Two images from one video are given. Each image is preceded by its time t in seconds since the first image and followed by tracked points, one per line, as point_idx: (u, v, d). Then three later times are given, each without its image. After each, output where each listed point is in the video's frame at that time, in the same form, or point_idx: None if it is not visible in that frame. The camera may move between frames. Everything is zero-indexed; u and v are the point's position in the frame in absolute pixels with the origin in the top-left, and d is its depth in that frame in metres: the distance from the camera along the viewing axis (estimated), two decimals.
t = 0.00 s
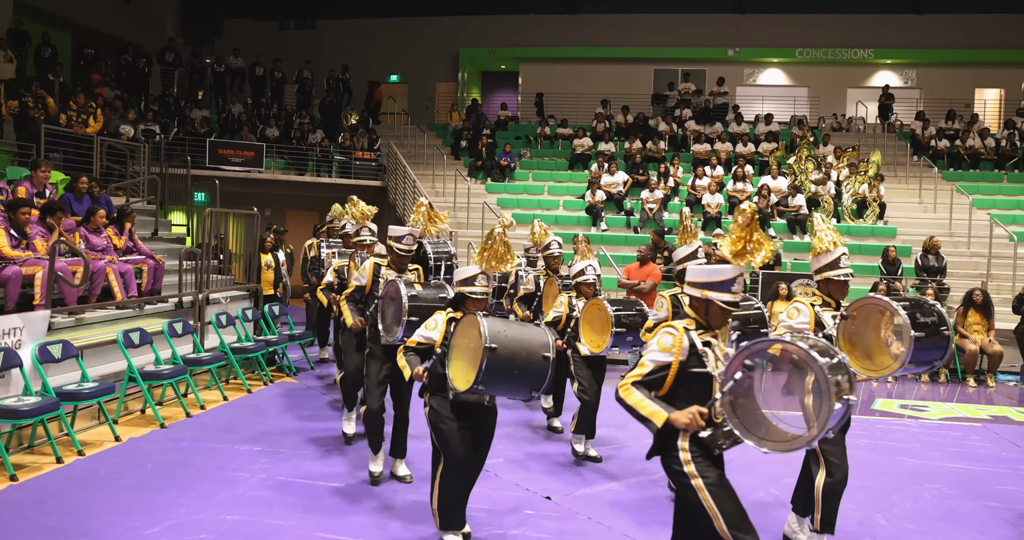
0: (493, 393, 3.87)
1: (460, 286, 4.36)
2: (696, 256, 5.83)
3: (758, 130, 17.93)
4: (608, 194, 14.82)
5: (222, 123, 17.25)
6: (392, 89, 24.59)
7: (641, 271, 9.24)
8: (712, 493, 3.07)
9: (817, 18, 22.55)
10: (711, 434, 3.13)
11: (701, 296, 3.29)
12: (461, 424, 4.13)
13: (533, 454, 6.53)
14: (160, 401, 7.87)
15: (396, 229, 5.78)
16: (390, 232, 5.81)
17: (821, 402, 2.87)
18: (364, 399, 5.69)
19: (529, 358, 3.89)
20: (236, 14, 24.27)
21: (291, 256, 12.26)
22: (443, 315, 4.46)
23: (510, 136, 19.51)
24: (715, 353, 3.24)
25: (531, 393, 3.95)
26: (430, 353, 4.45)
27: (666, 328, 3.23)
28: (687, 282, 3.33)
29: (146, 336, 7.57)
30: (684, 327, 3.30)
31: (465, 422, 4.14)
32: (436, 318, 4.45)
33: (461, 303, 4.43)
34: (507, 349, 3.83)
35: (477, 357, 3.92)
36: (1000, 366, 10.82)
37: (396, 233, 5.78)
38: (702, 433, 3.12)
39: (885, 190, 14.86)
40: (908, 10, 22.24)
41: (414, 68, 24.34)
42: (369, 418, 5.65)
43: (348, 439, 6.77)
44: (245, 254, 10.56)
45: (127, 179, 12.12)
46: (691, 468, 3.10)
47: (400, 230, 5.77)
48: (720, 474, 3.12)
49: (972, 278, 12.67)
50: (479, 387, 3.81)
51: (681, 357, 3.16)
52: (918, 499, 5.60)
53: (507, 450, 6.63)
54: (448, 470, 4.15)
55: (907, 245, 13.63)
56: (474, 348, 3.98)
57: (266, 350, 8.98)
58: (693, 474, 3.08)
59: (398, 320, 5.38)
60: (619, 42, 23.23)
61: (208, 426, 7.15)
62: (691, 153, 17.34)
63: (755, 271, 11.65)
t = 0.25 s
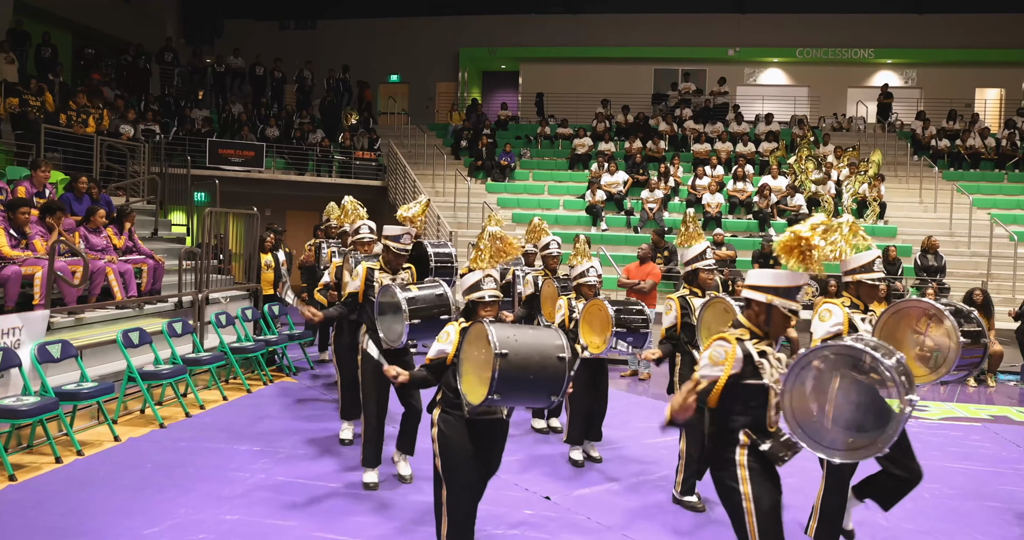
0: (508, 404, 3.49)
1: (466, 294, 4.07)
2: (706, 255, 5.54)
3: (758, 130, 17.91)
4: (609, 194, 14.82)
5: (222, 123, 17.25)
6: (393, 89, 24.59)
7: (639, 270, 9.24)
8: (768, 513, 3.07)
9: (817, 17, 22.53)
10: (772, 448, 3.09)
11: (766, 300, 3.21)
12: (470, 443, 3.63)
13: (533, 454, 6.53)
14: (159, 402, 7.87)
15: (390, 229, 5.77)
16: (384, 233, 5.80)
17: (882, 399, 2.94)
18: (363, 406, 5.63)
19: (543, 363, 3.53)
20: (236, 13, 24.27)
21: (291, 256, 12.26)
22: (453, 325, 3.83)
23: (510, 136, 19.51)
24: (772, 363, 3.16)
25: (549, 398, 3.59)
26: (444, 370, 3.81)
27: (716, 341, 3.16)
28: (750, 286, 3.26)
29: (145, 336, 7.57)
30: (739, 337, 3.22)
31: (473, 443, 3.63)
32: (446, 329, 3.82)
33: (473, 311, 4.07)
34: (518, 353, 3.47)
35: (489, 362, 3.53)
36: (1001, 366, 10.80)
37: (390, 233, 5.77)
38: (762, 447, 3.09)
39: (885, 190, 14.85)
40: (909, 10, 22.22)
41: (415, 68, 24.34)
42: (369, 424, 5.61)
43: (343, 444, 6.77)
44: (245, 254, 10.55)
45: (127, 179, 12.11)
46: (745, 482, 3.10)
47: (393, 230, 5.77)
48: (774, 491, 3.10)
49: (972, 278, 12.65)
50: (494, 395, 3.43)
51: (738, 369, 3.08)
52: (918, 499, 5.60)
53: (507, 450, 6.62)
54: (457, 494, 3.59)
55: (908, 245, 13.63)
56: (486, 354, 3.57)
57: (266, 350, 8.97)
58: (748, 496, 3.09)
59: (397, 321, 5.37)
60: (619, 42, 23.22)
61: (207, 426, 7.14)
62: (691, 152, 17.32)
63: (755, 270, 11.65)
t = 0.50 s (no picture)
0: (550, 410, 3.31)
1: (484, 289, 3.73)
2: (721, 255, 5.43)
3: (758, 130, 17.90)
4: (608, 194, 14.82)
5: (222, 123, 17.25)
6: (393, 89, 24.58)
7: (637, 269, 9.27)
8: (809, 520, 3.03)
9: (818, 17, 22.52)
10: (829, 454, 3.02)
11: (814, 303, 3.23)
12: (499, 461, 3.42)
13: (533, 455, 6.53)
14: (159, 401, 7.87)
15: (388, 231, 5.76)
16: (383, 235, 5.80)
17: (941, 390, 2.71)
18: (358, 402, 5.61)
19: (587, 366, 3.41)
20: (237, 13, 24.26)
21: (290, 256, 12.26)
22: (472, 328, 3.71)
23: (510, 136, 19.51)
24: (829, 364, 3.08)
25: (588, 402, 3.46)
26: (467, 375, 3.66)
27: (778, 336, 3.10)
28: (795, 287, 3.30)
29: (145, 336, 7.58)
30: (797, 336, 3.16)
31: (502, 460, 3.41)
32: (463, 331, 3.70)
33: (488, 309, 3.79)
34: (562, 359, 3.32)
35: (531, 369, 3.34)
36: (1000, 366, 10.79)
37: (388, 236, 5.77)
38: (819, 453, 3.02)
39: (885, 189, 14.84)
40: (909, 10, 22.22)
41: (415, 68, 24.34)
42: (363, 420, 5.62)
43: (343, 443, 6.76)
44: (244, 254, 10.56)
45: (126, 179, 12.11)
46: (793, 490, 3.06)
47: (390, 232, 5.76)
48: (823, 499, 3.07)
49: (972, 278, 12.65)
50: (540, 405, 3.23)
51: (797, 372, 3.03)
52: (917, 499, 5.60)
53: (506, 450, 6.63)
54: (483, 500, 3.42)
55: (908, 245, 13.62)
56: (524, 360, 3.37)
57: (265, 350, 8.97)
58: (792, 502, 3.06)
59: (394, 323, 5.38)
60: (620, 42, 23.22)
61: (207, 426, 7.15)
62: (691, 153, 17.31)
63: (755, 270, 11.65)
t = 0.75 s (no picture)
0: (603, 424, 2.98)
1: (520, 300, 3.27)
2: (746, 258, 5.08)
3: (757, 130, 17.90)
4: (608, 193, 14.82)
5: (222, 123, 17.24)
6: (393, 89, 24.58)
7: (637, 270, 9.30)
8: (900, 533, 3.01)
9: (817, 17, 22.51)
10: (903, 464, 3.01)
11: (889, 305, 3.14)
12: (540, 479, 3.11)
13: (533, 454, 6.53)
14: (158, 401, 7.87)
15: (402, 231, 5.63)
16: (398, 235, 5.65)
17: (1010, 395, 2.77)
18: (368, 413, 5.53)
19: (639, 377, 3.06)
20: (237, 13, 24.25)
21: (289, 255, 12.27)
22: (509, 340, 3.23)
23: (510, 136, 19.50)
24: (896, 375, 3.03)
25: (638, 416, 3.10)
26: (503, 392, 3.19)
27: (839, 354, 3.09)
28: (865, 291, 3.21)
29: (144, 335, 7.58)
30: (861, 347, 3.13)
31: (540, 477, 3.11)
32: (500, 344, 3.23)
33: (527, 320, 3.30)
34: (616, 369, 2.99)
35: (581, 379, 3.02)
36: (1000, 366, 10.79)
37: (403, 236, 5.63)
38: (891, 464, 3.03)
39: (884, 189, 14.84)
40: (909, 10, 22.21)
41: (414, 68, 24.33)
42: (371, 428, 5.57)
43: (343, 443, 6.78)
44: (244, 254, 10.56)
45: (126, 179, 12.10)
46: (874, 502, 3.06)
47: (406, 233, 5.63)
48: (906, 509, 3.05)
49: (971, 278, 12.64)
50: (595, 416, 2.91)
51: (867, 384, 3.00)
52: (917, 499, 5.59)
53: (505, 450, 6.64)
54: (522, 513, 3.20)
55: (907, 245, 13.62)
56: (572, 369, 3.05)
57: (265, 349, 8.97)
58: (877, 514, 3.05)
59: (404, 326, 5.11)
60: (619, 42, 23.22)
61: (206, 426, 7.16)
62: (690, 152, 17.30)
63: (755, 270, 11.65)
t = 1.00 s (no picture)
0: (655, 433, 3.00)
1: (559, 298, 3.44)
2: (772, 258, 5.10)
3: (757, 130, 17.90)
4: (608, 193, 14.83)
5: (222, 123, 17.23)
6: (393, 89, 24.59)
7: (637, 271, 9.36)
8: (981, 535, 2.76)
9: (817, 17, 22.51)
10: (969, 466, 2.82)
11: (947, 309, 2.91)
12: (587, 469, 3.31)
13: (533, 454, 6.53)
14: (158, 401, 7.88)
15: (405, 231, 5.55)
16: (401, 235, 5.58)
17: None
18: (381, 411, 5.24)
19: (694, 387, 3.07)
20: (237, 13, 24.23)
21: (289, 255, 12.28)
22: (547, 340, 3.39)
23: (510, 136, 19.50)
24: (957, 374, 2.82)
25: (684, 430, 3.09)
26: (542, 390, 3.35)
27: (907, 341, 2.88)
28: (922, 293, 3.01)
29: (144, 335, 7.58)
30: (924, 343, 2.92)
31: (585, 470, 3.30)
32: (536, 343, 3.38)
33: (567, 319, 3.46)
34: (671, 371, 3.01)
35: (632, 382, 3.07)
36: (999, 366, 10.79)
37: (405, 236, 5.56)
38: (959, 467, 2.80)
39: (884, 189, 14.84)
40: (910, 10, 22.21)
41: (414, 68, 24.33)
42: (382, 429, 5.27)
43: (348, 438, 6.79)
44: (244, 254, 10.57)
45: (126, 179, 12.11)
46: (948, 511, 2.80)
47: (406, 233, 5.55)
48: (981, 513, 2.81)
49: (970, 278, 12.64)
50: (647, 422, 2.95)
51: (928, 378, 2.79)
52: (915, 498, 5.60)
53: (505, 450, 6.63)
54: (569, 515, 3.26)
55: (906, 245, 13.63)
56: (622, 371, 3.11)
57: (264, 349, 8.98)
58: (947, 513, 2.79)
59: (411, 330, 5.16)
60: (619, 42, 23.22)
61: (206, 426, 7.16)
62: (690, 153, 17.32)
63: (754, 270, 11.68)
